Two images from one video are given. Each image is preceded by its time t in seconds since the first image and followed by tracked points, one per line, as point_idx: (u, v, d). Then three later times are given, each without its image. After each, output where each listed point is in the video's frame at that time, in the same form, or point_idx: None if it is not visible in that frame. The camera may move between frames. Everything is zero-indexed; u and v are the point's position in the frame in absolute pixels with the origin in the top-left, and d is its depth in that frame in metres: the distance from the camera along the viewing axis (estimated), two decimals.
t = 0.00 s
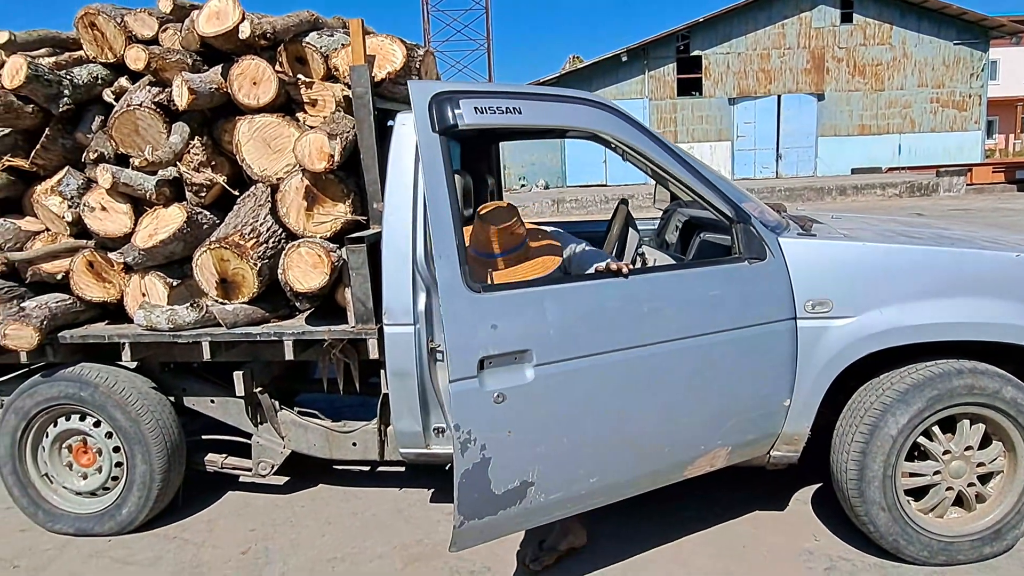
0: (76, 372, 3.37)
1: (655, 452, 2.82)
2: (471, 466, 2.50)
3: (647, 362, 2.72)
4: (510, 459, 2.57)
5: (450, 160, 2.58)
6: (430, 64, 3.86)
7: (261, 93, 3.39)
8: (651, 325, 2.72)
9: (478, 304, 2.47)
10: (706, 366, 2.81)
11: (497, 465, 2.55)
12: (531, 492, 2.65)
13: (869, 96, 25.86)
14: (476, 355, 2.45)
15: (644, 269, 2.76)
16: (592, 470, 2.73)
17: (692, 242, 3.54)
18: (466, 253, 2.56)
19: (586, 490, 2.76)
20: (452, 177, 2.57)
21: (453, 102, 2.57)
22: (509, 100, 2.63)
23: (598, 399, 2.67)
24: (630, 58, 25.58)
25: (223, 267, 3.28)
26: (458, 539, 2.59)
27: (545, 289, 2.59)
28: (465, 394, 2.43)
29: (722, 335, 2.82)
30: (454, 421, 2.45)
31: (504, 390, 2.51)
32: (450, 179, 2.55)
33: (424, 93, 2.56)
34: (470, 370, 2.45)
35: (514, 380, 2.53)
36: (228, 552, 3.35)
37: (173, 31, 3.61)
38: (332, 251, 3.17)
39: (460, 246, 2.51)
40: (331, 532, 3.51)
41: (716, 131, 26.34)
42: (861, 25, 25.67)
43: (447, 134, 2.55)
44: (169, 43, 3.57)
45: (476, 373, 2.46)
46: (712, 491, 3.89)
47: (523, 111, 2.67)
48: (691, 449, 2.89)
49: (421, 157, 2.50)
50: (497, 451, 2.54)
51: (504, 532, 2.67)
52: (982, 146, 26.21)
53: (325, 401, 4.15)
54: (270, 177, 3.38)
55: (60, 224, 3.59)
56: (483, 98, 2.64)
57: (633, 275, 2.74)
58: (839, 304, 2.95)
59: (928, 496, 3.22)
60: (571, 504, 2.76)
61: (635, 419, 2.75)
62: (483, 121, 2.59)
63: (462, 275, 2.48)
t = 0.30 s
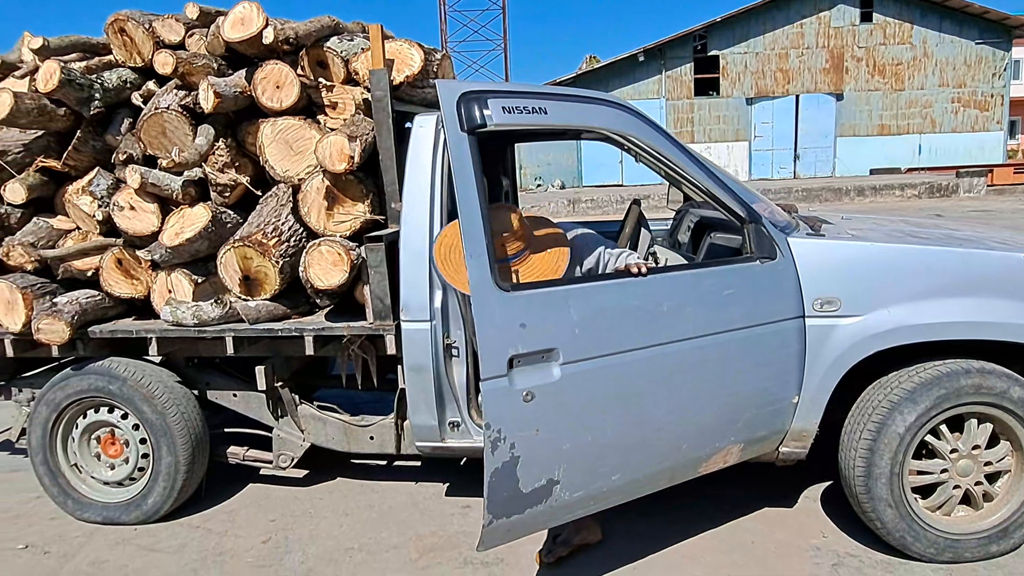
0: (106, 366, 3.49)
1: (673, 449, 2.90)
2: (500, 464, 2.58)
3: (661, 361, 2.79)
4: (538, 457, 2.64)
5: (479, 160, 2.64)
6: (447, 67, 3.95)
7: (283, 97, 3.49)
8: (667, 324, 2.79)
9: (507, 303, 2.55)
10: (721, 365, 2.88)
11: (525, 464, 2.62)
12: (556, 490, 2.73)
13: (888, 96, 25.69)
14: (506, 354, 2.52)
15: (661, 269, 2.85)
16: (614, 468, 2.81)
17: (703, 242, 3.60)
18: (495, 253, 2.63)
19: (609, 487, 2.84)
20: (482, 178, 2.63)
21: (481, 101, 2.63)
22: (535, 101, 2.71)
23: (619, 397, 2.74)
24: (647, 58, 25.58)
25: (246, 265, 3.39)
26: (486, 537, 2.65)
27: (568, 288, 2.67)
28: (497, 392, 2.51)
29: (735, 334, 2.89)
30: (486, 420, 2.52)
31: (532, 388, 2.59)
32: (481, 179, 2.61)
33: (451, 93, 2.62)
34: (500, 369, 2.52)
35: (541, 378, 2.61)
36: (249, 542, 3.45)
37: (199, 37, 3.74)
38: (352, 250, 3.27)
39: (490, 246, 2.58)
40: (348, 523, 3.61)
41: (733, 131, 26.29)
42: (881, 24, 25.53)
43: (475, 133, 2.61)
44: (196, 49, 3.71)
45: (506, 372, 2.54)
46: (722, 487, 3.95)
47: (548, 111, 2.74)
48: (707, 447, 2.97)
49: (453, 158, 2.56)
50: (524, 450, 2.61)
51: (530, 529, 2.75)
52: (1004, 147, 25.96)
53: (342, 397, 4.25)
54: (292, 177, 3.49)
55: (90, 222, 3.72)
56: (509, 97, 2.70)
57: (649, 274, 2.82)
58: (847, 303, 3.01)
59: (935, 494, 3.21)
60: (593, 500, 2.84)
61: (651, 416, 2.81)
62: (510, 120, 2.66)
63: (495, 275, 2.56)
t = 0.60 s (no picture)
0: (142, 362, 3.61)
1: (696, 448, 2.93)
2: (525, 460, 2.63)
3: (684, 360, 2.82)
4: (563, 454, 2.69)
5: (506, 161, 2.68)
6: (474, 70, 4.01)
7: (314, 101, 3.58)
8: (691, 324, 2.82)
9: (534, 303, 2.60)
10: (744, 365, 2.91)
11: (550, 460, 2.67)
12: (580, 487, 2.77)
13: (919, 95, 25.36)
14: (533, 351, 2.58)
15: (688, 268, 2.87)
16: (638, 466, 2.85)
17: (726, 243, 3.62)
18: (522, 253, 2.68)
19: (632, 485, 2.88)
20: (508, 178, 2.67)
21: (509, 104, 2.67)
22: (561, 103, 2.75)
23: (643, 396, 2.78)
24: (673, 57, 25.47)
25: (277, 264, 3.47)
26: (511, 531, 2.71)
27: (593, 286, 2.72)
28: (524, 389, 2.56)
29: (759, 334, 2.91)
30: (512, 416, 2.57)
31: (558, 386, 2.64)
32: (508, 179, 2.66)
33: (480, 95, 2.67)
34: (527, 366, 2.58)
35: (567, 376, 2.66)
36: (278, 535, 3.53)
37: (233, 42, 3.84)
38: (380, 250, 3.34)
39: (517, 244, 2.63)
40: (375, 519, 3.68)
41: (761, 130, 25.91)
42: (912, 23, 25.31)
43: (503, 135, 2.66)
44: (230, 53, 3.81)
45: (532, 370, 2.59)
46: (745, 488, 3.96)
47: (575, 113, 2.79)
48: (730, 447, 2.99)
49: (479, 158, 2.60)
50: (550, 446, 2.66)
51: (555, 524, 2.79)
52: None
53: (364, 394, 4.32)
54: (322, 179, 3.57)
55: (128, 223, 3.84)
56: (537, 101, 2.74)
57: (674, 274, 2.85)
58: (870, 304, 3.02)
59: (960, 498, 3.19)
60: (617, 497, 2.88)
61: (674, 414, 2.85)
62: (539, 124, 2.70)
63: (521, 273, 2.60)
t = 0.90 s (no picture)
0: (179, 361, 3.69)
1: (723, 453, 2.92)
2: (549, 462, 2.66)
3: (712, 365, 2.81)
4: (587, 456, 2.71)
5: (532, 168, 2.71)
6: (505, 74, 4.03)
7: (347, 105, 3.64)
8: (719, 329, 2.82)
9: (559, 307, 2.63)
10: (772, 370, 2.89)
11: (574, 462, 2.69)
12: (605, 489, 2.78)
13: (957, 92, 24.91)
14: (557, 355, 2.61)
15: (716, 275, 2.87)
16: (663, 469, 2.85)
17: (757, 247, 3.60)
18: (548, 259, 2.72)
19: (658, 488, 2.88)
20: (535, 185, 2.70)
21: (535, 113, 2.72)
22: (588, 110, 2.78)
23: (669, 400, 2.78)
24: (704, 55, 25.23)
25: (309, 266, 3.53)
26: (536, 531, 2.74)
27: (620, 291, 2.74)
28: (547, 394, 2.60)
29: (788, 340, 2.90)
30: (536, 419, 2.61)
31: (583, 390, 2.66)
32: (535, 186, 2.70)
33: (508, 104, 2.72)
34: (551, 370, 2.61)
35: (592, 380, 2.68)
36: (310, 533, 3.59)
37: (267, 48, 3.91)
38: (412, 253, 3.38)
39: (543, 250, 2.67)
40: (404, 518, 3.72)
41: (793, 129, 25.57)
42: (949, 19, 24.91)
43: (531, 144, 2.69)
44: (264, 59, 3.86)
45: (557, 373, 2.62)
46: (775, 493, 3.93)
47: (602, 120, 2.81)
48: (758, 452, 2.98)
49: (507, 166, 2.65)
50: (575, 449, 2.68)
51: (579, 526, 2.81)
52: None
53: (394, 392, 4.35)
54: (354, 182, 3.60)
55: (165, 225, 3.92)
56: (563, 109, 2.79)
57: (701, 279, 2.85)
58: (904, 310, 2.98)
59: (996, 507, 3.13)
60: (643, 501, 2.88)
61: (701, 420, 2.84)
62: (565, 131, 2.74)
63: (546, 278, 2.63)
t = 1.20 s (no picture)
0: (206, 359, 3.74)
1: (741, 453, 2.91)
2: (563, 457, 2.68)
3: (730, 366, 2.80)
4: (602, 453, 2.72)
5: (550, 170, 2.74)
6: (528, 76, 4.04)
7: (372, 107, 3.67)
8: (737, 329, 2.80)
9: (574, 306, 2.63)
10: (792, 370, 2.88)
11: (588, 458, 2.71)
12: (619, 485, 2.79)
13: (985, 91, 24.57)
14: (571, 353, 2.61)
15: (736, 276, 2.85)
16: (679, 468, 2.85)
17: (783, 248, 3.57)
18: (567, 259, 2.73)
19: (673, 486, 2.88)
20: (552, 186, 2.73)
21: (554, 116, 2.74)
22: (606, 114, 2.81)
23: (686, 399, 2.77)
24: (727, 55, 24.82)
25: (334, 266, 3.56)
26: (549, 522, 2.78)
27: (638, 291, 2.74)
28: (561, 391, 2.60)
29: (808, 341, 2.88)
30: (549, 414, 2.62)
31: (596, 387, 2.66)
32: (552, 187, 2.72)
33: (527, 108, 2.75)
34: (565, 368, 2.61)
35: (606, 378, 2.68)
36: (334, 530, 3.62)
37: (294, 49, 3.95)
38: (435, 253, 3.40)
39: (559, 250, 2.68)
40: (427, 517, 3.74)
41: (817, 128, 25.23)
42: (977, 17, 24.57)
43: (547, 147, 2.74)
44: (291, 61, 3.91)
45: (571, 371, 2.62)
46: (799, 496, 3.90)
47: (620, 124, 2.83)
48: (778, 453, 2.96)
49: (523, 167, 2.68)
50: (588, 445, 2.70)
51: (593, 520, 2.84)
52: None
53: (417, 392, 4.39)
54: (379, 183, 3.63)
55: (193, 225, 3.96)
56: (581, 113, 2.82)
57: (720, 280, 2.84)
58: (932, 313, 2.95)
59: None
60: (658, 498, 2.89)
61: (718, 420, 2.83)
62: (583, 135, 2.77)
63: (561, 277, 2.64)
